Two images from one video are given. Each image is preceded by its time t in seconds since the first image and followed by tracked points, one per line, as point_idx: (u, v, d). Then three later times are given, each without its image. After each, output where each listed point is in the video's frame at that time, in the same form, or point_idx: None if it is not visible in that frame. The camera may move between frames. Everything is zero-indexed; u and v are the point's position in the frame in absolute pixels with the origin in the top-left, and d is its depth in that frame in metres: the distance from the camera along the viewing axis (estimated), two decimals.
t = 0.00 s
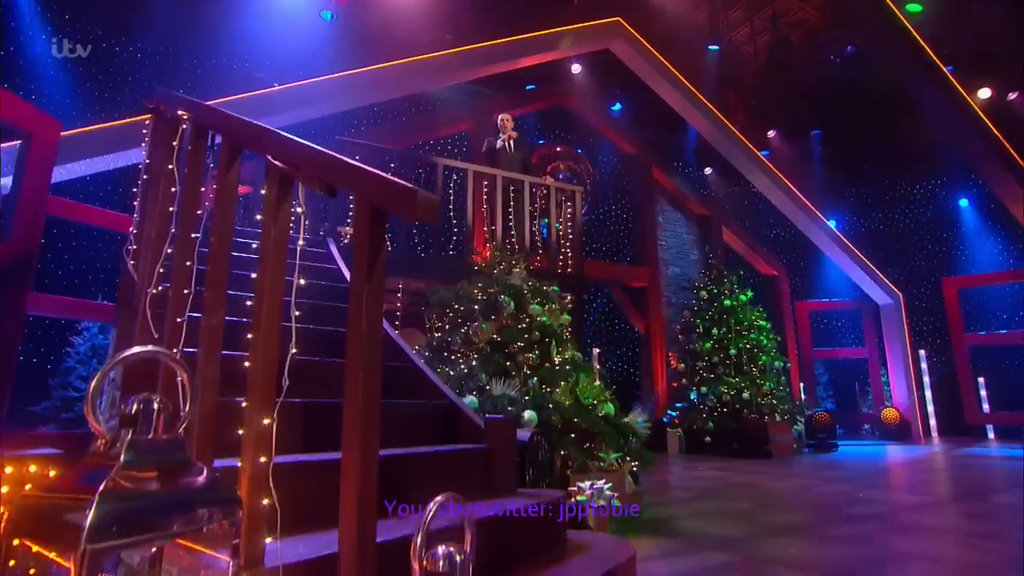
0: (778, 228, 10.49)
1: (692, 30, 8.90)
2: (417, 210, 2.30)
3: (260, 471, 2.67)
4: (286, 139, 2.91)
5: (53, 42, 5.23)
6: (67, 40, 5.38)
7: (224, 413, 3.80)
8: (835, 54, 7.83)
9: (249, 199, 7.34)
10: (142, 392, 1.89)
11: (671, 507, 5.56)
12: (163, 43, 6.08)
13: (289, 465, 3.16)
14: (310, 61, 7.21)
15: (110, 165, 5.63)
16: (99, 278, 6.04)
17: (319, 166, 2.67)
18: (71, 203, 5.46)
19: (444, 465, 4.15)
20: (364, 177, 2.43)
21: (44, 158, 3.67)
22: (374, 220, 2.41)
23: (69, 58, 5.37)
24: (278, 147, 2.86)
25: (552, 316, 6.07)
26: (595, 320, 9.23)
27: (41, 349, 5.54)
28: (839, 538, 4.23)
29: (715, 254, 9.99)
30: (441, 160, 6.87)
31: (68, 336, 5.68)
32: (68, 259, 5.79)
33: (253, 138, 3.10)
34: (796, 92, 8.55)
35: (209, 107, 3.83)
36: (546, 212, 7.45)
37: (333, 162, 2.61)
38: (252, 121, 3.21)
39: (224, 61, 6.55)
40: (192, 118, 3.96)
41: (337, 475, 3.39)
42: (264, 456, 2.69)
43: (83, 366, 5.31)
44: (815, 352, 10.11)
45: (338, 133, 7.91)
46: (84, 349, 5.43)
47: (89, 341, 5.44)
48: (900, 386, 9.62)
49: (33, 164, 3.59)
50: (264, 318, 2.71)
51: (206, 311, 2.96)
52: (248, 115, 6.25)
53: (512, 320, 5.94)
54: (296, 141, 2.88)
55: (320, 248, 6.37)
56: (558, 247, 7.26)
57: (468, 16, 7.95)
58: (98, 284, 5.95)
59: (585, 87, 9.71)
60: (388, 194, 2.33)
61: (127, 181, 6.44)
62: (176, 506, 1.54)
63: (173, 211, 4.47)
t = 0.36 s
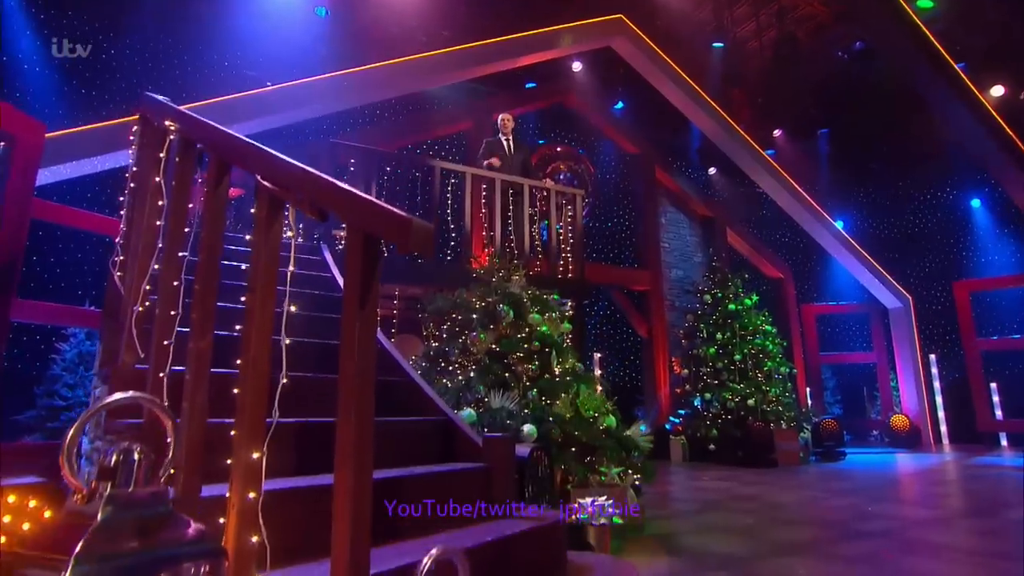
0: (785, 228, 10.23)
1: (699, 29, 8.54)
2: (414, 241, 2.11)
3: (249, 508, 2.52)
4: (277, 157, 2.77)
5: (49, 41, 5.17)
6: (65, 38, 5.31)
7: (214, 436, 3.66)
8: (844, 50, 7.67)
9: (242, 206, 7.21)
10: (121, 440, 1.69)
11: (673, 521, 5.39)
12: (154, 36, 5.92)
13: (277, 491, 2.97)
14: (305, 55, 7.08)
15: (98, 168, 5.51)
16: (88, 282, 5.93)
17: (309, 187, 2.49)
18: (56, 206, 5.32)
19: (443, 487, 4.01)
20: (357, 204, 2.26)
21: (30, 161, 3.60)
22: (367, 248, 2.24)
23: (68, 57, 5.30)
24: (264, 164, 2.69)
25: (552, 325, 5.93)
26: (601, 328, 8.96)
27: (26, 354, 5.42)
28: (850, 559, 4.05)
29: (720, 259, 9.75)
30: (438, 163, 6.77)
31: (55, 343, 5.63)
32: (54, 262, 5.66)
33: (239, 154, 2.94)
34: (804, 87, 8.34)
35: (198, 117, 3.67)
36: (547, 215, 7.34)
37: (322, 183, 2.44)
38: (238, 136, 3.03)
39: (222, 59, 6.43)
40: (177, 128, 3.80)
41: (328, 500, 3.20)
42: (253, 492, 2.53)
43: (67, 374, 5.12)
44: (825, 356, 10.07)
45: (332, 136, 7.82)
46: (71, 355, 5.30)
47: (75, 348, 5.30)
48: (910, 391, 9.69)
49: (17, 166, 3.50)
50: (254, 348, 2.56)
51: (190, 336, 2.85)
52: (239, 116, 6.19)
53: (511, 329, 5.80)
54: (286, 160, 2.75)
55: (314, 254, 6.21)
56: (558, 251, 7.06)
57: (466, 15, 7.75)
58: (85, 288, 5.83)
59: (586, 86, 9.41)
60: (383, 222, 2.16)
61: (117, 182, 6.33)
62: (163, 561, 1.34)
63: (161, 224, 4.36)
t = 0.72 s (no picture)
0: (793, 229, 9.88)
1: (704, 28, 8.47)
2: (408, 277, 2.03)
3: (237, 547, 2.52)
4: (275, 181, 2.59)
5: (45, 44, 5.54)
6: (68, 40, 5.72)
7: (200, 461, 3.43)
8: (853, 45, 7.55)
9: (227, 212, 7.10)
10: (100, 500, 1.87)
11: (676, 538, 5.15)
12: (144, 35, 6.15)
13: (266, 524, 2.78)
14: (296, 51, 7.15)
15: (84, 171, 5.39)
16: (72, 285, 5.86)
17: (300, 215, 2.39)
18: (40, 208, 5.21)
19: (437, 512, 3.77)
20: (351, 235, 2.18)
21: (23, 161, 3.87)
22: (357, 283, 2.16)
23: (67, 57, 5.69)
24: (255, 190, 2.54)
25: (552, 334, 5.79)
26: (598, 333, 8.95)
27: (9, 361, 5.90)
28: None
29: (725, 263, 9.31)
30: (435, 167, 6.61)
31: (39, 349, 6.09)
32: (39, 265, 5.66)
33: (229, 174, 2.75)
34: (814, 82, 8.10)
35: (189, 133, 3.47)
36: (547, 218, 7.13)
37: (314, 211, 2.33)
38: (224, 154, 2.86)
39: (209, 58, 6.62)
40: (164, 142, 3.60)
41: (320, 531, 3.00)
42: (240, 530, 2.53)
43: (53, 383, 5.61)
44: (832, 360, 9.43)
45: (328, 138, 7.67)
46: (54, 364, 5.74)
47: (60, 356, 5.74)
48: (921, 397, 8.78)
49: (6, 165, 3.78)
50: (239, 380, 2.49)
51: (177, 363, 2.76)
52: (230, 116, 6.03)
53: (510, 340, 5.65)
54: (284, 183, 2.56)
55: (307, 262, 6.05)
56: (558, 260, 6.88)
57: (468, 13, 7.53)
58: (72, 293, 5.79)
59: (587, 83, 9.17)
60: (376, 255, 2.09)
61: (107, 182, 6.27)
62: None
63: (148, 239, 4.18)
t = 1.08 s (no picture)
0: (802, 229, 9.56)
1: (706, 25, 8.23)
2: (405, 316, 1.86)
3: None
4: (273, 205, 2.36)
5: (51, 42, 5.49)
6: (69, 39, 5.62)
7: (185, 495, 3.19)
8: (862, 41, 7.50)
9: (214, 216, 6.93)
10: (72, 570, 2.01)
11: (680, 553, 4.94)
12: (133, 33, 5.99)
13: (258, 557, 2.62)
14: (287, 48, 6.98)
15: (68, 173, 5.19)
16: (55, 290, 5.70)
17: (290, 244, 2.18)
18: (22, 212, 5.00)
19: (435, 535, 3.64)
20: (342, 267, 2.01)
21: None
22: (349, 320, 2.03)
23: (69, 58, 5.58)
24: (244, 215, 2.32)
25: (552, 345, 5.61)
26: (601, 330, 8.61)
27: None
28: None
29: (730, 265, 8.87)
30: (433, 170, 6.43)
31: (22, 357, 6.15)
32: (23, 268, 5.52)
33: (215, 195, 2.51)
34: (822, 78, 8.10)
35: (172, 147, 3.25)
36: (547, 220, 6.87)
37: (304, 240, 2.14)
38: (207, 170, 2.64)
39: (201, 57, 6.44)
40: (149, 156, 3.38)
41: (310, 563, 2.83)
42: None
43: (35, 393, 5.69)
44: (839, 365, 9.10)
45: (323, 138, 7.50)
46: (38, 372, 5.79)
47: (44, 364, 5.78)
48: (931, 403, 8.42)
49: None
50: (227, 411, 2.25)
51: (161, 393, 2.52)
52: (219, 117, 5.83)
53: (508, 350, 5.49)
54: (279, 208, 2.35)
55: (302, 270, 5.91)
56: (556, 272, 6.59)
57: (468, 13, 7.36)
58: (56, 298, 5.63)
59: (588, 82, 8.84)
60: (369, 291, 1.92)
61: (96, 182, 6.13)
62: None
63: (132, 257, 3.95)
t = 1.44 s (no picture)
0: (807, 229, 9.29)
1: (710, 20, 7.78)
2: (396, 365, 1.59)
3: None
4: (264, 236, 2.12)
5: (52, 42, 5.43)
6: (70, 40, 5.55)
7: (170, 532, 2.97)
8: (873, 37, 7.22)
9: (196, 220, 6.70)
10: None
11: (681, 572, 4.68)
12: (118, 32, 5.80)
13: None
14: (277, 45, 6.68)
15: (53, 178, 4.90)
16: (36, 295, 5.55)
17: (275, 280, 1.90)
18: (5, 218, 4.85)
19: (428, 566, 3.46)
20: (329, 308, 1.74)
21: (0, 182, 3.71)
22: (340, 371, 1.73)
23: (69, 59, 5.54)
24: (227, 243, 2.03)
25: (552, 357, 5.46)
26: (602, 338, 8.17)
27: None
28: None
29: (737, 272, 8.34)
30: (428, 176, 6.21)
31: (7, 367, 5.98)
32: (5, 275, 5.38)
33: (196, 221, 2.27)
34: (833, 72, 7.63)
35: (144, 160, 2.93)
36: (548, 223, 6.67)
37: (288, 276, 1.87)
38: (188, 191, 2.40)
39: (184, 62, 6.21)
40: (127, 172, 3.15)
41: None
42: None
43: (18, 402, 5.60)
44: (847, 371, 8.91)
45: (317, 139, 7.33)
46: (20, 381, 5.73)
47: (26, 374, 5.71)
48: (943, 410, 8.29)
49: None
50: (212, 449, 1.94)
51: (145, 427, 2.27)
52: (207, 120, 5.72)
53: (506, 364, 5.33)
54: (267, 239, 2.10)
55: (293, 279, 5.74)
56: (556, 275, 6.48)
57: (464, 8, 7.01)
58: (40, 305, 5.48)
59: (590, 79, 8.60)
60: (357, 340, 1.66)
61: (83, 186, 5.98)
62: None
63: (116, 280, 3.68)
